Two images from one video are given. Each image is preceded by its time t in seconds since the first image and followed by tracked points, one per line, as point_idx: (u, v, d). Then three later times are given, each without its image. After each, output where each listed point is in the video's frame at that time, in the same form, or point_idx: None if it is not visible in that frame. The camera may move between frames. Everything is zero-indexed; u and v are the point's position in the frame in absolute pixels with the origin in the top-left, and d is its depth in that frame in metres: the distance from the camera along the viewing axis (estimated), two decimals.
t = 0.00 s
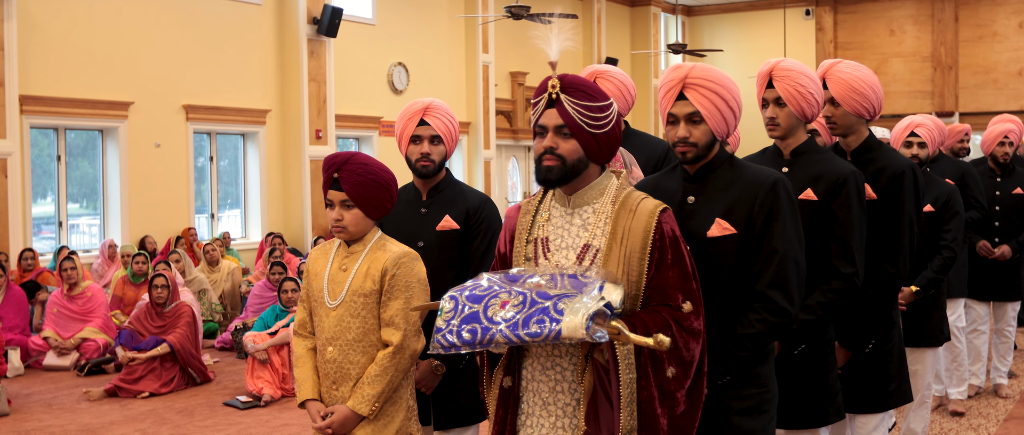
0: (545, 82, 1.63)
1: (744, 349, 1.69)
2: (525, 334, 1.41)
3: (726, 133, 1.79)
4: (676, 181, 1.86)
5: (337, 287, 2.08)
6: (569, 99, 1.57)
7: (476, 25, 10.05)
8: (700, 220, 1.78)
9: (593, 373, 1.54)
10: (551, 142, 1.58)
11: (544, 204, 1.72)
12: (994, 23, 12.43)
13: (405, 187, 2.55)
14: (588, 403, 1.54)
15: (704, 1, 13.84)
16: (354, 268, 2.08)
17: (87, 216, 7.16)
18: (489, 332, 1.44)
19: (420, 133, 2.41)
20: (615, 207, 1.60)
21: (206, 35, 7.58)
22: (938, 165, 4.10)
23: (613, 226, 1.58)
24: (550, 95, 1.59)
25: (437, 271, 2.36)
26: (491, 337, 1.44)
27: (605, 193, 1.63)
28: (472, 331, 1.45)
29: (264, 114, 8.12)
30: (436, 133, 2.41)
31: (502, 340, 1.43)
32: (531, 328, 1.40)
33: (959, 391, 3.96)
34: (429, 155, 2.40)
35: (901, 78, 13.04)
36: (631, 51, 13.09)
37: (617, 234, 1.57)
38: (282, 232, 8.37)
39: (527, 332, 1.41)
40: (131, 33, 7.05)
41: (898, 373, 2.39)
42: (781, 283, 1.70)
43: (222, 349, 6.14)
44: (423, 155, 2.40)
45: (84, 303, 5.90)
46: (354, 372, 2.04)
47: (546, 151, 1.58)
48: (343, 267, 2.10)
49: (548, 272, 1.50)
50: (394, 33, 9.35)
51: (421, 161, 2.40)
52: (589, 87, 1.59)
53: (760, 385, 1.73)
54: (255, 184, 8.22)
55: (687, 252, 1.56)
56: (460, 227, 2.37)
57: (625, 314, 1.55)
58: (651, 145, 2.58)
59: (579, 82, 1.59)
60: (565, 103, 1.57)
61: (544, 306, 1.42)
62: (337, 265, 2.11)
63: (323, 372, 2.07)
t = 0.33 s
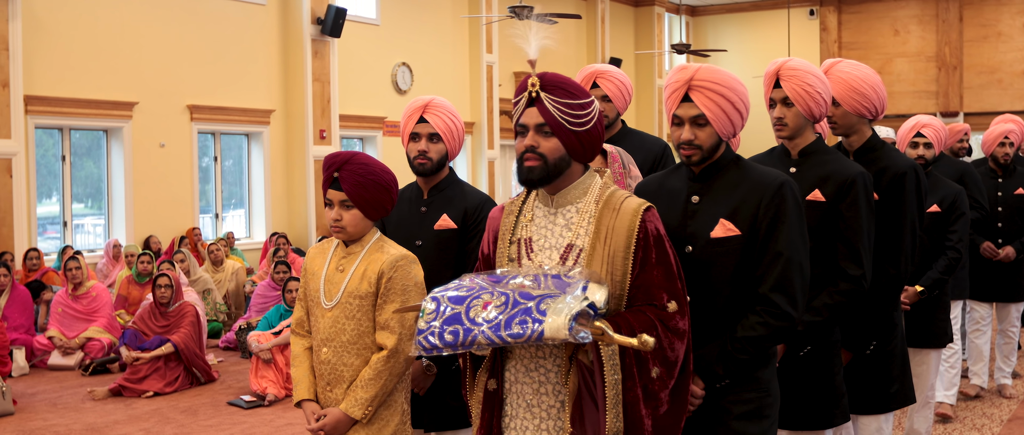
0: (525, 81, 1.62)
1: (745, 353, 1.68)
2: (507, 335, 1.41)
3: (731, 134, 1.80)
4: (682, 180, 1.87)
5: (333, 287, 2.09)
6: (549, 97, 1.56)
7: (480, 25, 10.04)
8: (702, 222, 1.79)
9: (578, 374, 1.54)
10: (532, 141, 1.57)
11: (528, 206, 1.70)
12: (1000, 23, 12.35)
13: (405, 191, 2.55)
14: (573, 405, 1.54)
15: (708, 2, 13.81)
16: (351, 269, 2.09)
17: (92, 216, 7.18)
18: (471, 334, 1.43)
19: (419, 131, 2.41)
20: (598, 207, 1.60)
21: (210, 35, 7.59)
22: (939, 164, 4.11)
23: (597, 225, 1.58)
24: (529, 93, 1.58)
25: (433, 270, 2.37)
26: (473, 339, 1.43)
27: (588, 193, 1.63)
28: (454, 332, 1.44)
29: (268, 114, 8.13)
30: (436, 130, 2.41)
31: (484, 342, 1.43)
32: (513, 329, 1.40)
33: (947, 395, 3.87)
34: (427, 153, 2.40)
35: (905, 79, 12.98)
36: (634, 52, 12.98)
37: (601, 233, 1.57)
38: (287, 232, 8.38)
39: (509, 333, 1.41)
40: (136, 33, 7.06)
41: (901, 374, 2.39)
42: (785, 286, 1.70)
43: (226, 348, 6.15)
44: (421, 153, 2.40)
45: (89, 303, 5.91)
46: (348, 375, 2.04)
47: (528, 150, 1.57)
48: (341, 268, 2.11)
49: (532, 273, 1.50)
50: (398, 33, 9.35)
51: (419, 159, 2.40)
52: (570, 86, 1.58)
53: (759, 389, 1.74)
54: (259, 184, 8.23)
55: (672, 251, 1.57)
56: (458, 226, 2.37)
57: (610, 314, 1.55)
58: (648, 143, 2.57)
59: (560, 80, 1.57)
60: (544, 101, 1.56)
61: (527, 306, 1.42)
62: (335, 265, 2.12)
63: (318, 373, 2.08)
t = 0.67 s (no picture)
0: (505, 78, 1.62)
1: (750, 356, 1.67)
2: (486, 332, 1.38)
3: (736, 135, 1.80)
4: (686, 180, 1.86)
5: (332, 290, 2.09)
6: (529, 94, 1.56)
7: (485, 27, 10.02)
8: (697, 222, 1.80)
9: (559, 374, 1.55)
10: (513, 139, 1.57)
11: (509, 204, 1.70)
12: (1006, 23, 12.26)
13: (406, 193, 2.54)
14: (551, 404, 1.55)
15: (713, 2, 13.72)
16: (351, 271, 2.09)
17: (98, 217, 7.19)
18: (449, 332, 1.41)
19: (420, 130, 2.42)
20: (580, 206, 1.60)
21: (216, 35, 7.60)
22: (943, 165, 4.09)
23: (578, 224, 1.58)
24: (511, 91, 1.58)
25: (432, 270, 2.37)
26: (451, 337, 1.41)
27: (571, 191, 1.62)
28: (433, 331, 1.43)
29: (274, 114, 8.14)
30: (435, 129, 2.40)
31: (462, 340, 1.40)
32: (492, 327, 1.38)
33: (944, 397, 3.89)
34: (426, 152, 2.41)
35: (911, 78, 12.90)
36: (640, 52, 12.92)
37: (583, 231, 1.57)
38: (292, 233, 8.37)
39: (488, 330, 1.38)
40: (142, 34, 7.07)
41: (904, 375, 2.37)
42: (791, 289, 1.69)
43: (231, 349, 6.16)
44: (420, 152, 2.41)
45: (95, 303, 5.91)
46: (344, 378, 2.04)
47: (508, 149, 1.57)
48: (340, 269, 2.11)
49: (514, 272, 1.50)
50: (403, 33, 9.34)
51: (418, 158, 2.41)
52: (551, 83, 1.58)
53: (764, 396, 1.74)
54: (265, 184, 8.24)
55: (654, 249, 1.57)
56: (458, 226, 2.37)
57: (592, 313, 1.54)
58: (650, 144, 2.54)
59: (540, 77, 1.58)
60: (525, 98, 1.56)
61: (506, 304, 1.41)
62: (333, 265, 2.13)
63: (317, 376, 2.09)
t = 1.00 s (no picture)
0: (489, 79, 2.32)
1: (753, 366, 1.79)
2: (464, 330, 2.10)
3: (741, 133, 1.95)
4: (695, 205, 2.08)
5: (331, 293, 2.76)
6: (512, 94, 2.26)
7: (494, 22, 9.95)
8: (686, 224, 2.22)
9: (535, 370, 2.25)
10: (497, 139, 2.28)
11: (492, 207, 2.46)
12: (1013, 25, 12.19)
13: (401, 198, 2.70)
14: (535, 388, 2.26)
15: None
16: (350, 271, 2.77)
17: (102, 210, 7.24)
18: (430, 332, 2.12)
19: (421, 128, 2.47)
20: (563, 204, 2.30)
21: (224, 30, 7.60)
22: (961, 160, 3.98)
23: (558, 226, 2.28)
24: (493, 90, 2.29)
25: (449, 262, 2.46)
26: (433, 335, 2.12)
27: (555, 189, 2.32)
28: (414, 331, 2.14)
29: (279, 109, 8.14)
30: (435, 128, 2.42)
31: (440, 337, 2.12)
32: (470, 327, 2.10)
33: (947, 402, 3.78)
34: (424, 150, 2.48)
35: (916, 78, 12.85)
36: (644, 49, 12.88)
37: (563, 231, 2.27)
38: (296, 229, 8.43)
39: (467, 329, 2.10)
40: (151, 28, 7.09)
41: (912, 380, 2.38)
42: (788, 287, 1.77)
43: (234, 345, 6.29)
44: (420, 151, 2.48)
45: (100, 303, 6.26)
46: (340, 376, 2.70)
47: (493, 148, 2.29)
48: (342, 269, 2.79)
49: (497, 277, 2.23)
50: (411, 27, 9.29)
51: (418, 157, 2.49)
52: (531, 88, 2.25)
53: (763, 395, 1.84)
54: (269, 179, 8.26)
55: (636, 247, 2.24)
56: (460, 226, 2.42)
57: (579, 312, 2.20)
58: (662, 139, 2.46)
59: (519, 77, 2.27)
60: (508, 97, 2.26)
61: (488, 303, 2.13)
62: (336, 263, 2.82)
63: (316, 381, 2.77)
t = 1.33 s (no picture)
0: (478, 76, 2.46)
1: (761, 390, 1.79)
2: (451, 334, 2.37)
3: (745, 135, 1.93)
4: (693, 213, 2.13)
5: (331, 295, 3.04)
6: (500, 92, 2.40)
7: None
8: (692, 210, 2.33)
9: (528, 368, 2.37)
10: (487, 139, 2.43)
11: (482, 207, 2.60)
12: None
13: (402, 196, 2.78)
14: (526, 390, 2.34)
15: None
16: (352, 269, 3.01)
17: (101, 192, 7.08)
18: (419, 336, 2.39)
19: (422, 129, 2.52)
20: (553, 204, 2.45)
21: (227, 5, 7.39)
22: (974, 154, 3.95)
23: (547, 228, 2.45)
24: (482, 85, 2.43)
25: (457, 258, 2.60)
26: (422, 338, 2.38)
27: (545, 190, 2.48)
28: (403, 335, 2.42)
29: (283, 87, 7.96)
30: (436, 129, 2.50)
31: (429, 340, 2.38)
32: (458, 331, 2.37)
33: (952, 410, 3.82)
34: (426, 151, 2.54)
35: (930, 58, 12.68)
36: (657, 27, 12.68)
37: (552, 232, 2.43)
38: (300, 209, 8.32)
39: (454, 332, 2.37)
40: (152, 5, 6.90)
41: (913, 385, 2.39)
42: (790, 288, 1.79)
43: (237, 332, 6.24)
44: (421, 152, 2.55)
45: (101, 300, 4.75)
46: (337, 375, 2.96)
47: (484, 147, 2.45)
48: (343, 268, 3.03)
49: (486, 276, 2.49)
50: None
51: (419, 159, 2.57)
52: (520, 83, 2.39)
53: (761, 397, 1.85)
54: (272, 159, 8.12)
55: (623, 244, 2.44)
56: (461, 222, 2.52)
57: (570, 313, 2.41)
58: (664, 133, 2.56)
59: (504, 73, 2.41)
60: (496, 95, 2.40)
61: (475, 306, 2.41)
62: (337, 265, 3.06)
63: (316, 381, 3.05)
